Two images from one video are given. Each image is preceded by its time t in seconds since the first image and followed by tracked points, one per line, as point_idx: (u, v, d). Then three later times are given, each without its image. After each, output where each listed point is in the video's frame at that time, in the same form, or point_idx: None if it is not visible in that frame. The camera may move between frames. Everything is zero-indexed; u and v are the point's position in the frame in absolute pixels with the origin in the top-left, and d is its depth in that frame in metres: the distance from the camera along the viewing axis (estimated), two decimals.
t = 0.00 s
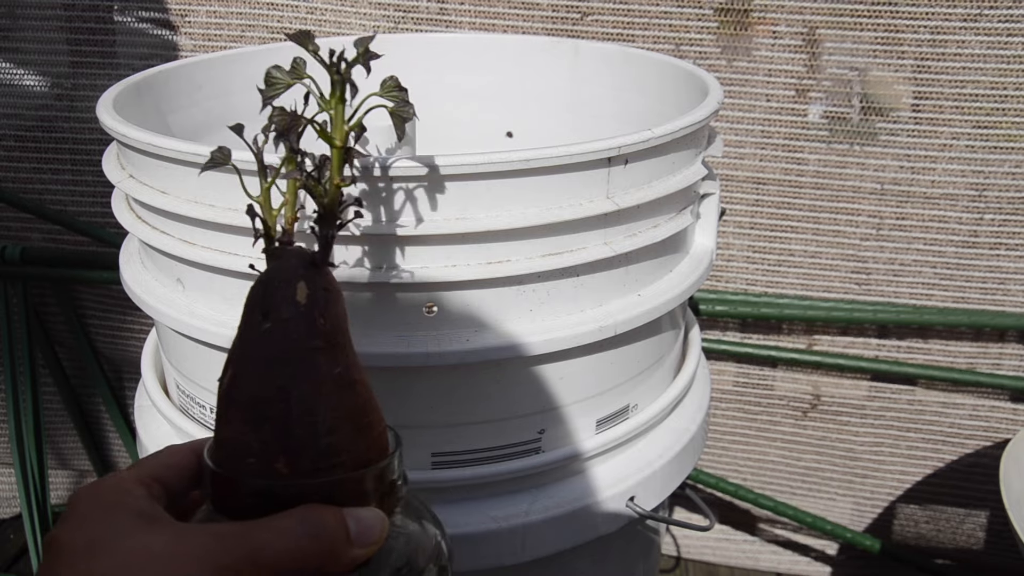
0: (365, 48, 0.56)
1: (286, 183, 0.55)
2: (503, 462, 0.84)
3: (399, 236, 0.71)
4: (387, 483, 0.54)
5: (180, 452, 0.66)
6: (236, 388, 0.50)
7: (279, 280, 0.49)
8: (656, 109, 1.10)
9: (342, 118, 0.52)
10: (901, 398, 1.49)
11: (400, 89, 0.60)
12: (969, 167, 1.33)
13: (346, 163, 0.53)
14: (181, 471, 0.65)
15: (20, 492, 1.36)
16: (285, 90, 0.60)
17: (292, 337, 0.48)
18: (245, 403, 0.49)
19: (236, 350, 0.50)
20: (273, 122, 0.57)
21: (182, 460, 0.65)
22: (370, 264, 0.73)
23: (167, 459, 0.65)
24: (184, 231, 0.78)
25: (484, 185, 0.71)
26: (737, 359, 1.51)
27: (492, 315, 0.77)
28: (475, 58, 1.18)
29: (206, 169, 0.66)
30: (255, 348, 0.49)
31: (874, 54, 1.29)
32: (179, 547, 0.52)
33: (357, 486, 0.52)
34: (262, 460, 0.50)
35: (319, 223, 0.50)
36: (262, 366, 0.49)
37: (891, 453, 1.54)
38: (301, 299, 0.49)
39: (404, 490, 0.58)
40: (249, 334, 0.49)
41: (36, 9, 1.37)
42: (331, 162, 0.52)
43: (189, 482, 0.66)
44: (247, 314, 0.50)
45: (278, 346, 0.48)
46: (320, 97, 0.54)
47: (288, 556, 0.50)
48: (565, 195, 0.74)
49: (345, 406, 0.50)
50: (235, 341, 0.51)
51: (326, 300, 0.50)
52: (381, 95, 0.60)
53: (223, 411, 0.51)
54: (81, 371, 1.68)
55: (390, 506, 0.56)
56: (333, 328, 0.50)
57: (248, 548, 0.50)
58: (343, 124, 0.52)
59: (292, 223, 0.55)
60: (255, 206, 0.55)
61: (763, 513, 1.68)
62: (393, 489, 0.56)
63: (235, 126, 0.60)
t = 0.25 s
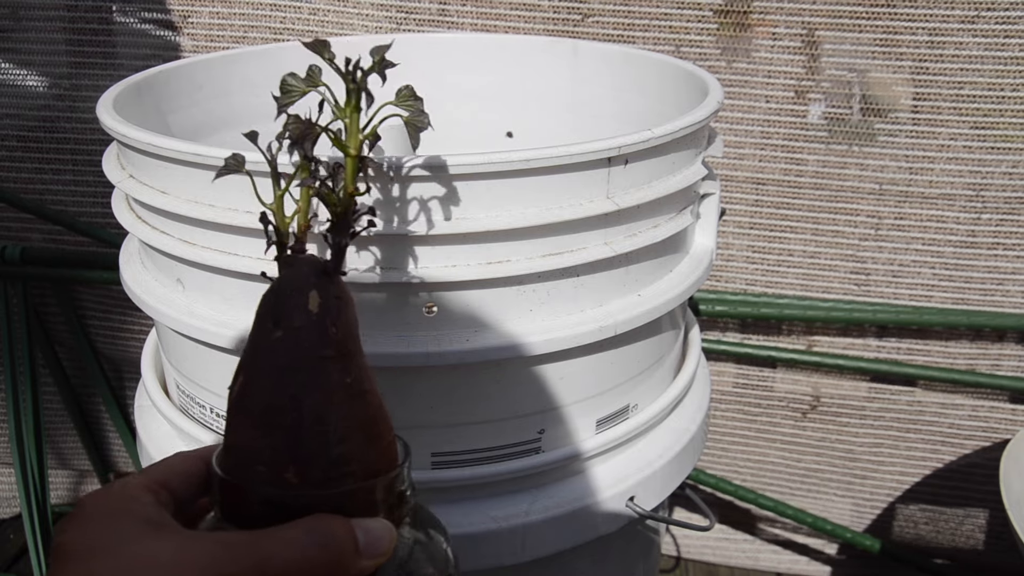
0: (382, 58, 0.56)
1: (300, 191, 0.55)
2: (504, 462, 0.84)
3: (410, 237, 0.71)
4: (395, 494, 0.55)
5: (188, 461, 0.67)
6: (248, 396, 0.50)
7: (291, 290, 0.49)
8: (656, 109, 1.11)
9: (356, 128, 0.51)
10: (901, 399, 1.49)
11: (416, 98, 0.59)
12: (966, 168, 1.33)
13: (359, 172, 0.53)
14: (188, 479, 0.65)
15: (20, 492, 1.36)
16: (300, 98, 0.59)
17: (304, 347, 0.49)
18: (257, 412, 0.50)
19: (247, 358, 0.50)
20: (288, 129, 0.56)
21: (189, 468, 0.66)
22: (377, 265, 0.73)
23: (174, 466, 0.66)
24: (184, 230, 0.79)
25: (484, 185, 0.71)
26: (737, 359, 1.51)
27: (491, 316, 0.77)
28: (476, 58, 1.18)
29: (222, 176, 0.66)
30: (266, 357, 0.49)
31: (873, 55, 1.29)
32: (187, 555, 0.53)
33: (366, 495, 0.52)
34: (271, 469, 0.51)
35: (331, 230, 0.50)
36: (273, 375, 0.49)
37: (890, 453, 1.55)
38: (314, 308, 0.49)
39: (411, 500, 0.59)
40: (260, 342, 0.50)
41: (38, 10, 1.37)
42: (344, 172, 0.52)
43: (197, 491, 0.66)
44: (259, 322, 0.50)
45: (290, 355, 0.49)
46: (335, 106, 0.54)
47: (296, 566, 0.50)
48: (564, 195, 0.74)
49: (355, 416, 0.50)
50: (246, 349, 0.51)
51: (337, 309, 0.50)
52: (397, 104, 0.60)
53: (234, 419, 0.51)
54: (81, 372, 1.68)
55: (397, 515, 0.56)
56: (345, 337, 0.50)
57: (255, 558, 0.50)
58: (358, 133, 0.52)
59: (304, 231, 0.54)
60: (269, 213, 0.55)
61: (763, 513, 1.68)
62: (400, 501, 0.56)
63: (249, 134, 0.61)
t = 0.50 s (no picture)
0: (370, 28, 0.55)
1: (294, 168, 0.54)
2: (504, 461, 0.84)
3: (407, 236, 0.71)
4: (398, 473, 0.55)
5: (191, 448, 0.67)
6: (246, 378, 0.50)
7: (287, 268, 0.49)
8: (656, 110, 1.11)
9: (347, 100, 0.51)
10: (900, 399, 1.49)
11: (407, 68, 0.59)
12: (962, 168, 1.33)
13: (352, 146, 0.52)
14: (191, 466, 0.65)
15: (20, 492, 1.36)
16: (288, 73, 0.59)
17: (301, 325, 0.48)
18: (255, 393, 0.50)
19: (244, 340, 0.50)
20: (276, 104, 0.55)
21: (192, 455, 0.66)
22: (374, 264, 0.73)
23: (177, 453, 0.66)
24: (184, 231, 0.78)
25: (484, 185, 0.71)
26: (737, 359, 1.51)
27: (491, 316, 0.77)
28: (476, 58, 1.18)
29: (213, 154, 0.63)
30: (264, 337, 0.49)
31: (872, 56, 1.29)
32: (190, 537, 0.52)
33: (369, 475, 0.52)
34: (271, 450, 0.50)
35: (325, 207, 0.51)
36: (271, 355, 0.49)
37: (890, 454, 1.54)
38: (310, 286, 0.49)
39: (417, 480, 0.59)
40: (257, 323, 0.49)
41: (40, 10, 1.37)
42: (336, 145, 0.51)
43: (199, 477, 0.66)
44: (255, 303, 0.50)
45: (287, 334, 0.49)
46: (325, 80, 0.53)
47: (299, 547, 0.50)
48: (564, 195, 0.74)
49: (355, 394, 0.50)
50: (243, 332, 0.51)
51: (334, 286, 0.50)
52: (387, 74, 0.59)
53: (233, 402, 0.51)
54: (81, 372, 1.68)
55: (403, 493, 0.56)
56: (342, 315, 0.50)
57: (260, 538, 0.50)
58: (349, 105, 0.51)
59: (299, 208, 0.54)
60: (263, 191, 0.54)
61: (763, 513, 1.68)
62: (404, 480, 0.56)
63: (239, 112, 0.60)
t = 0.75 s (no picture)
0: (371, 44, 0.56)
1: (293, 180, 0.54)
2: (504, 462, 0.84)
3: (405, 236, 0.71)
4: (393, 482, 0.55)
5: (187, 453, 0.67)
6: (242, 387, 0.50)
7: (284, 279, 0.49)
8: (656, 109, 1.11)
9: (348, 115, 0.51)
10: (899, 399, 1.50)
11: (407, 85, 0.59)
12: (955, 167, 1.33)
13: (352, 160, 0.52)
14: (187, 472, 0.66)
15: (20, 492, 1.36)
16: (290, 86, 0.59)
17: (298, 336, 0.49)
18: (252, 403, 0.50)
19: (241, 349, 0.50)
20: (278, 118, 0.55)
21: (188, 460, 0.66)
22: (373, 264, 0.73)
23: (173, 459, 0.66)
24: (184, 231, 0.78)
25: (484, 185, 0.71)
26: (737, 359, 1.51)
27: (491, 315, 0.77)
28: (477, 58, 1.18)
29: (212, 167, 0.64)
30: (261, 347, 0.49)
31: (870, 57, 1.29)
32: (185, 545, 0.52)
33: (364, 485, 0.52)
34: (267, 460, 0.50)
35: (325, 219, 0.51)
36: (268, 365, 0.49)
37: (890, 454, 1.55)
38: (307, 297, 0.49)
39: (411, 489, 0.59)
40: (254, 333, 0.49)
41: (41, 11, 1.37)
42: (336, 159, 0.51)
43: (195, 482, 0.66)
44: (252, 313, 0.50)
45: (284, 344, 0.49)
46: (326, 94, 0.53)
47: (294, 555, 0.50)
48: (565, 195, 0.74)
49: (351, 405, 0.50)
50: (240, 341, 0.51)
51: (331, 298, 0.50)
52: (387, 91, 0.59)
53: (229, 411, 0.51)
54: (81, 372, 1.68)
55: (396, 503, 0.56)
56: (338, 326, 0.50)
57: (254, 546, 0.51)
58: (349, 120, 0.52)
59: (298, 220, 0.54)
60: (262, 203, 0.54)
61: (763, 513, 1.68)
62: (399, 489, 0.56)
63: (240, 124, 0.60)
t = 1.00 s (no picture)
0: (366, 37, 0.56)
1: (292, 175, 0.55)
2: (506, 461, 0.84)
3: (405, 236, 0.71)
4: (395, 477, 0.54)
5: (188, 451, 0.67)
6: (242, 383, 0.50)
7: (284, 274, 0.49)
8: (656, 109, 1.11)
9: (344, 108, 0.51)
10: (899, 398, 1.50)
11: (404, 77, 0.59)
12: (942, 164, 1.33)
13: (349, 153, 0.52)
14: (188, 469, 0.65)
15: (20, 492, 1.36)
16: (286, 81, 0.59)
17: (297, 331, 0.48)
18: (251, 398, 0.50)
19: (241, 345, 0.50)
20: (275, 112, 0.55)
21: (189, 458, 0.66)
22: (369, 264, 0.73)
23: (173, 456, 0.66)
24: (184, 231, 0.78)
25: (484, 185, 0.71)
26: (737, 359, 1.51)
27: (490, 315, 0.77)
28: (478, 58, 1.18)
29: (211, 162, 0.64)
30: (260, 343, 0.49)
31: (867, 59, 1.29)
32: (187, 542, 0.52)
33: (366, 479, 0.52)
34: (268, 456, 0.50)
35: (322, 212, 0.51)
36: (268, 360, 0.49)
37: (890, 454, 1.54)
38: (306, 292, 0.49)
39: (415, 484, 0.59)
40: (254, 328, 0.49)
41: (41, 11, 1.37)
42: (333, 152, 0.51)
43: (196, 480, 0.66)
44: (252, 309, 0.50)
45: (284, 340, 0.49)
46: (322, 87, 0.54)
47: (297, 551, 0.50)
48: (564, 196, 0.74)
49: (351, 399, 0.50)
50: (240, 337, 0.51)
51: (330, 292, 0.50)
52: (384, 83, 0.60)
53: (229, 407, 0.51)
54: (81, 372, 1.68)
55: (399, 498, 0.56)
56: (338, 321, 0.50)
57: (256, 542, 0.50)
58: (346, 113, 0.52)
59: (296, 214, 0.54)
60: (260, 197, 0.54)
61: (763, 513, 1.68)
62: (401, 484, 0.56)
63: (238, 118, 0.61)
